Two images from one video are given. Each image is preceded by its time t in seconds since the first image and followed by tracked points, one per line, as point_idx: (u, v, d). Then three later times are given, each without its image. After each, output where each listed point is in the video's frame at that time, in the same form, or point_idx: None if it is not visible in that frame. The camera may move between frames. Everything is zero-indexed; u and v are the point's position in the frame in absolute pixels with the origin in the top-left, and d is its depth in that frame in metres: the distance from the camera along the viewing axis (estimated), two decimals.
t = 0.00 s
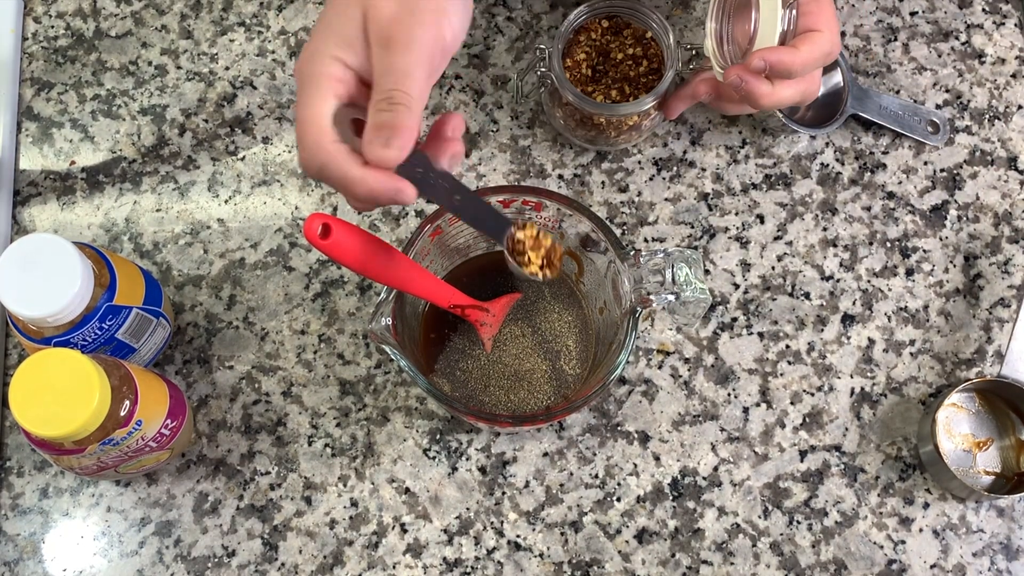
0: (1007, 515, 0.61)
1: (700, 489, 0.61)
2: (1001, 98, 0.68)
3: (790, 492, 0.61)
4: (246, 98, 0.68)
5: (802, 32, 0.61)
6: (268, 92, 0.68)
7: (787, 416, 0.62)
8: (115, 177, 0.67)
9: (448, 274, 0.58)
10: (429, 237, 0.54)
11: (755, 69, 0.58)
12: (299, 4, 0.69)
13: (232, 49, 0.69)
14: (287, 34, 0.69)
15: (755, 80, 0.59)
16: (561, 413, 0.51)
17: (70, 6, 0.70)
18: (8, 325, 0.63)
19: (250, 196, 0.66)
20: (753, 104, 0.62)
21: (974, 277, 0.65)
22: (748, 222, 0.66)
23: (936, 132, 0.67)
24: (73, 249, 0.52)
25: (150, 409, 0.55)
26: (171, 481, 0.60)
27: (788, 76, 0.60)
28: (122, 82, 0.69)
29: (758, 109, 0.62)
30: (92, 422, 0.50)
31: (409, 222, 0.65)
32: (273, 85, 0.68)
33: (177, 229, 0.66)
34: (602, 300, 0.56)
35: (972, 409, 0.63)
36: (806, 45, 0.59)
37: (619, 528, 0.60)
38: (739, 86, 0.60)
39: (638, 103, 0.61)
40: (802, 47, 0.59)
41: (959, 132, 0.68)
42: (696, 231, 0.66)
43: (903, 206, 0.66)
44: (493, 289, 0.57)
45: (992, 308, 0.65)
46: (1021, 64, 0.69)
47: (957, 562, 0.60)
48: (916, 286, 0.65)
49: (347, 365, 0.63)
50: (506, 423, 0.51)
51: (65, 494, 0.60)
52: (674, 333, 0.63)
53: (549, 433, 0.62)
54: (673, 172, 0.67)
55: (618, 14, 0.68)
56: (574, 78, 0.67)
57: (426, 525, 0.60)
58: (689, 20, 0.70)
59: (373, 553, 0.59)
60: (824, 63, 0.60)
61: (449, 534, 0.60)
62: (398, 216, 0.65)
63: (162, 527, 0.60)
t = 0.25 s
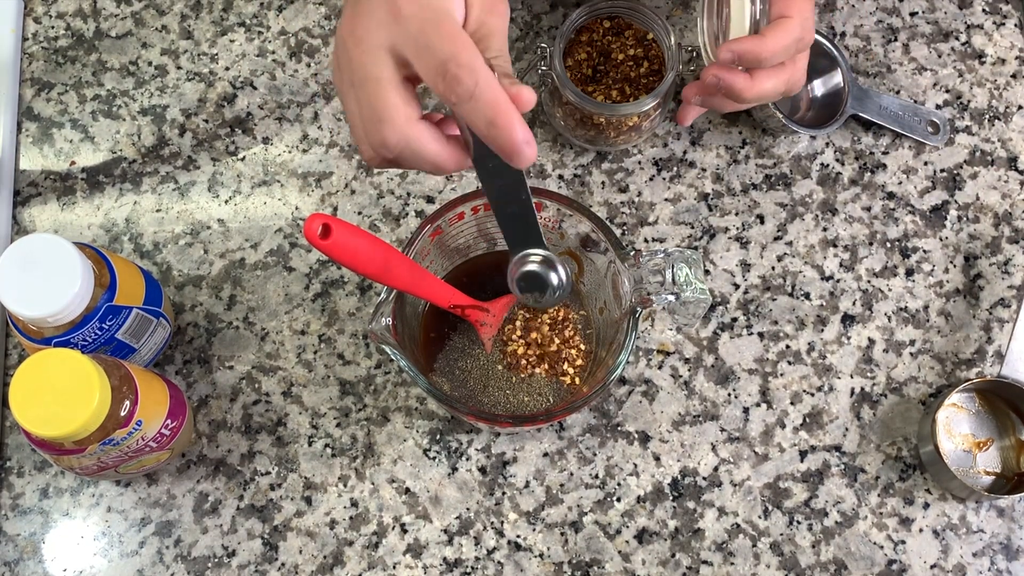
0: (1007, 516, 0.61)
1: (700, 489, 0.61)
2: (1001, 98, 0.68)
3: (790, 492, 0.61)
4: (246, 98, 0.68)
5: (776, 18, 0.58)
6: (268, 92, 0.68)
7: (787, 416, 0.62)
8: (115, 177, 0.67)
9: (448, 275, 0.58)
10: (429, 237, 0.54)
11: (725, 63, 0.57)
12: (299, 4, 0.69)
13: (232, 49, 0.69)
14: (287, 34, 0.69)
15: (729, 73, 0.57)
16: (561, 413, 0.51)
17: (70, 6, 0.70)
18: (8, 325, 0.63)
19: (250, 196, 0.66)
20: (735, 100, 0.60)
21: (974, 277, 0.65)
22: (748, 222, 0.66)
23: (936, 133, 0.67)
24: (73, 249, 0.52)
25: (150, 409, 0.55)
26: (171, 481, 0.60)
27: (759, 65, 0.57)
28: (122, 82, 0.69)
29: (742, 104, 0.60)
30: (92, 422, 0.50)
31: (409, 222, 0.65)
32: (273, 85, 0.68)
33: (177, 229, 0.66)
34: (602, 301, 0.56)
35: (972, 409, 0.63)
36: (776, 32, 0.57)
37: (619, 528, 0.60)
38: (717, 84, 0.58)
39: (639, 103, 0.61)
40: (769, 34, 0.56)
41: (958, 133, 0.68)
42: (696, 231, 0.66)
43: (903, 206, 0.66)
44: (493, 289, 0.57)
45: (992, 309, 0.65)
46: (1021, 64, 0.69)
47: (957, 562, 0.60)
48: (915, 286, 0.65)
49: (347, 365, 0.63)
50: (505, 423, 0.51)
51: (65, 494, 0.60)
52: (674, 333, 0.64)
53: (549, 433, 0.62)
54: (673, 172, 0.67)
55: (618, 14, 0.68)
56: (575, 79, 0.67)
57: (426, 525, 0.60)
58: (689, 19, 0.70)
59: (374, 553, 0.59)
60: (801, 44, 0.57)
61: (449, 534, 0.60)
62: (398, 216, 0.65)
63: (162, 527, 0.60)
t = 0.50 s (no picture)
0: (1007, 516, 0.61)
1: (700, 489, 0.61)
2: (1001, 98, 0.68)
3: (790, 492, 0.61)
4: (246, 98, 0.68)
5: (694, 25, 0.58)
6: (268, 92, 0.68)
7: (787, 416, 0.62)
8: (115, 177, 0.67)
9: (448, 275, 0.58)
10: (429, 237, 0.54)
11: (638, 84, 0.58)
12: (299, 4, 0.69)
13: (232, 49, 0.69)
14: (287, 34, 0.69)
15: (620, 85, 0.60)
16: (561, 413, 0.51)
17: (70, 6, 0.70)
18: (8, 325, 0.63)
19: (250, 196, 0.66)
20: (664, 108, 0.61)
21: (974, 277, 0.65)
22: (748, 222, 0.66)
23: (936, 134, 0.67)
24: (73, 249, 0.52)
25: (150, 409, 0.55)
26: (171, 481, 0.60)
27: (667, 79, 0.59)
28: (122, 82, 0.69)
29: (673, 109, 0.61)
30: (92, 422, 0.50)
31: (409, 222, 0.65)
32: (273, 85, 0.68)
33: (177, 229, 0.66)
34: (602, 301, 0.56)
35: (972, 409, 0.63)
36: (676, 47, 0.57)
37: (619, 528, 0.60)
38: (619, 97, 0.61)
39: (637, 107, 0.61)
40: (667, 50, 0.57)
41: (959, 133, 0.68)
42: (697, 231, 0.66)
43: (903, 206, 0.66)
44: (493, 289, 0.57)
45: (992, 309, 0.65)
46: (1021, 64, 0.69)
47: (957, 563, 0.60)
48: (916, 286, 0.65)
49: (347, 365, 0.63)
50: (506, 424, 0.51)
51: (65, 494, 0.60)
52: (674, 333, 0.63)
53: (549, 433, 0.62)
54: (673, 172, 0.67)
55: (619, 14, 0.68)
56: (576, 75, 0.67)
57: (426, 525, 0.60)
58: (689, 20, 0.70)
59: (373, 553, 0.59)
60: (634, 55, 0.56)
61: (449, 534, 0.60)
62: (398, 216, 0.65)
63: (162, 527, 0.60)
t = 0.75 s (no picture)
0: (1007, 515, 0.61)
1: (700, 489, 0.61)
2: (1001, 98, 0.68)
3: (790, 492, 0.61)
4: (246, 98, 0.68)
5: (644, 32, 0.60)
6: (268, 92, 0.68)
7: (787, 416, 0.62)
8: (115, 177, 0.67)
9: (448, 275, 0.58)
10: (429, 237, 0.54)
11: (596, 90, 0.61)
12: (299, 4, 0.69)
13: (232, 49, 0.69)
14: (287, 34, 0.69)
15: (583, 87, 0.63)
16: (561, 413, 0.51)
17: (70, 6, 0.70)
18: (8, 325, 0.63)
19: (250, 196, 0.66)
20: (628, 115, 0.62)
21: (974, 277, 0.65)
22: (748, 222, 0.66)
23: (936, 134, 0.67)
24: (73, 249, 0.52)
25: (150, 409, 0.55)
26: (171, 481, 0.60)
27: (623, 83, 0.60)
28: (122, 82, 0.69)
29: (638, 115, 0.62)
30: (92, 422, 0.50)
31: (409, 222, 0.65)
32: (273, 85, 0.68)
33: (177, 229, 0.66)
34: (602, 301, 0.57)
35: (972, 409, 0.63)
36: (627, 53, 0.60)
37: (618, 527, 0.60)
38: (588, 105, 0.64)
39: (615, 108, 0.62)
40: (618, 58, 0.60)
41: (959, 132, 0.68)
42: (696, 231, 0.66)
43: (903, 206, 0.66)
44: (493, 289, 0.57)
45: (992, 308, 0.65)
46: (1021, 64, 0.69)
47: (957, 563, 0.60)
48: (915, 286, 0.65)
49: (347, 365, 0.63)
50: (506, 423, 0.51)
51: (65, 494, 0.60)
52: (674, 333, 0.64)
53: (549, 433, 0.62)
54: (673, 172, 0.67)
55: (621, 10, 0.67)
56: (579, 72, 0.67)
57: (426, 525, 0.60)
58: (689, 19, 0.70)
59: (373, 553, 0.59)
60: (577, 58, 0.58)
61: (449, 534, 0.60)
62: (398, 215, 0.65)
63: (162, 527, 0.60)
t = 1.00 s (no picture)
0: (1006, 515, 0.61)
1: (700, 489, 0.61)
2: (1001, 98, 0.68)
3: (790, 492, 0.61)
4: (246, 98, 0.68)
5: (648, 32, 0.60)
6: (268, 92, 0.68)
7: (787, 416, 0.62)
8: (115, 177, 0.67)
9: (448, 275, 0.58)
10: (429, 237, 0.54)
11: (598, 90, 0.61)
12: (299, 4, 0.69)
13: (232, 48, 0.69)
14: (287, 34, 0.69)
15: (583, 86, 0.63)
16: (561, 413, 0.51)
17: (70, 6, 0.70)
18: (8, 325, 0.63)
19: (250, 196, 0.66)
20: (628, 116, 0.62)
21: (974, 277, 0.65)
22: (748, 222, 0.66)
23: (936, 135, 0.67)
24: (73, 249, 0.52)
25: (150, 409, 0.55)
26: (171, 481, 0.60)
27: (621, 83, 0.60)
28: (122, 82, 0.69)
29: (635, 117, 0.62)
30: (92, 422, 0.50)
31: (409, 222, 0.65)
32: (273, 85, 0.68)
33: (177, 229, 0.66)
34: (602, 300, 0.57)
35: (971, 409, 0.63)
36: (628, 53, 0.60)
37: (618, 527, 0.60)
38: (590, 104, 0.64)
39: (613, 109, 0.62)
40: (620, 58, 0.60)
41: (959, 132, 0.67)
42: (696, 231, 0.66)
43: (903, 206, 0.66)
44: (493, 289, 0.57)
45: (992, 308, 0.65)
46: (1021, 64, 0.69)
47: (957, 562, 0.60)
48: (916, 286, 0.65)
49: (347, 365, 0.63)
50: (506, 423, 0.51)
51: (65, 494, 0.60)
52: (674, 333, 0.64)
53: (549, 433, 0.62)
54: (673, 172, 0.67)
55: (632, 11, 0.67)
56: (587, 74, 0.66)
57: (426, 525, 0.60)
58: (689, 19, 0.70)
59: (373, 553, 0.59)
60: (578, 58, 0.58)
61: (449, 534, 0.60)
62: (398, 215, 0.65)
63: (162, 526, 0.60)
